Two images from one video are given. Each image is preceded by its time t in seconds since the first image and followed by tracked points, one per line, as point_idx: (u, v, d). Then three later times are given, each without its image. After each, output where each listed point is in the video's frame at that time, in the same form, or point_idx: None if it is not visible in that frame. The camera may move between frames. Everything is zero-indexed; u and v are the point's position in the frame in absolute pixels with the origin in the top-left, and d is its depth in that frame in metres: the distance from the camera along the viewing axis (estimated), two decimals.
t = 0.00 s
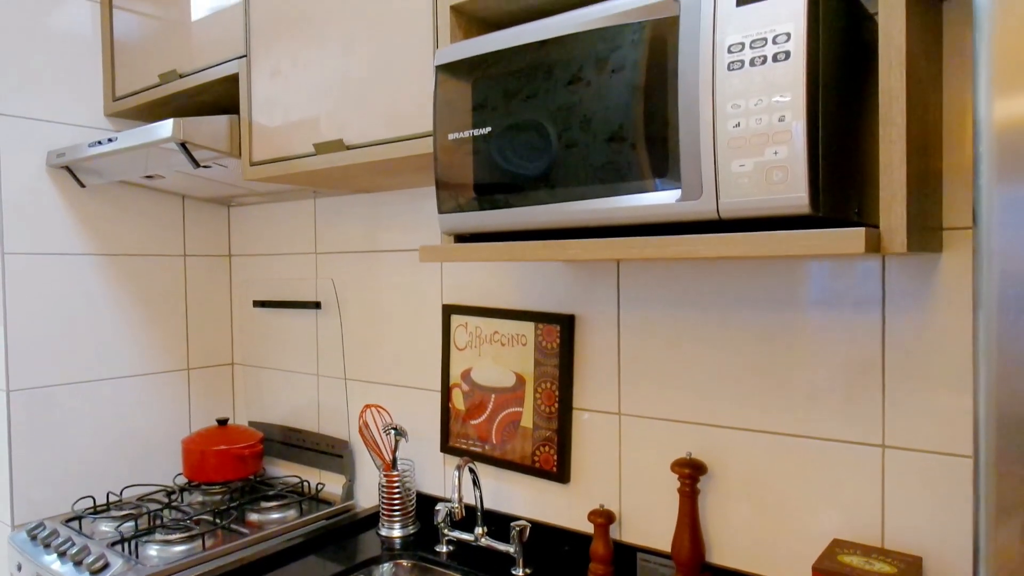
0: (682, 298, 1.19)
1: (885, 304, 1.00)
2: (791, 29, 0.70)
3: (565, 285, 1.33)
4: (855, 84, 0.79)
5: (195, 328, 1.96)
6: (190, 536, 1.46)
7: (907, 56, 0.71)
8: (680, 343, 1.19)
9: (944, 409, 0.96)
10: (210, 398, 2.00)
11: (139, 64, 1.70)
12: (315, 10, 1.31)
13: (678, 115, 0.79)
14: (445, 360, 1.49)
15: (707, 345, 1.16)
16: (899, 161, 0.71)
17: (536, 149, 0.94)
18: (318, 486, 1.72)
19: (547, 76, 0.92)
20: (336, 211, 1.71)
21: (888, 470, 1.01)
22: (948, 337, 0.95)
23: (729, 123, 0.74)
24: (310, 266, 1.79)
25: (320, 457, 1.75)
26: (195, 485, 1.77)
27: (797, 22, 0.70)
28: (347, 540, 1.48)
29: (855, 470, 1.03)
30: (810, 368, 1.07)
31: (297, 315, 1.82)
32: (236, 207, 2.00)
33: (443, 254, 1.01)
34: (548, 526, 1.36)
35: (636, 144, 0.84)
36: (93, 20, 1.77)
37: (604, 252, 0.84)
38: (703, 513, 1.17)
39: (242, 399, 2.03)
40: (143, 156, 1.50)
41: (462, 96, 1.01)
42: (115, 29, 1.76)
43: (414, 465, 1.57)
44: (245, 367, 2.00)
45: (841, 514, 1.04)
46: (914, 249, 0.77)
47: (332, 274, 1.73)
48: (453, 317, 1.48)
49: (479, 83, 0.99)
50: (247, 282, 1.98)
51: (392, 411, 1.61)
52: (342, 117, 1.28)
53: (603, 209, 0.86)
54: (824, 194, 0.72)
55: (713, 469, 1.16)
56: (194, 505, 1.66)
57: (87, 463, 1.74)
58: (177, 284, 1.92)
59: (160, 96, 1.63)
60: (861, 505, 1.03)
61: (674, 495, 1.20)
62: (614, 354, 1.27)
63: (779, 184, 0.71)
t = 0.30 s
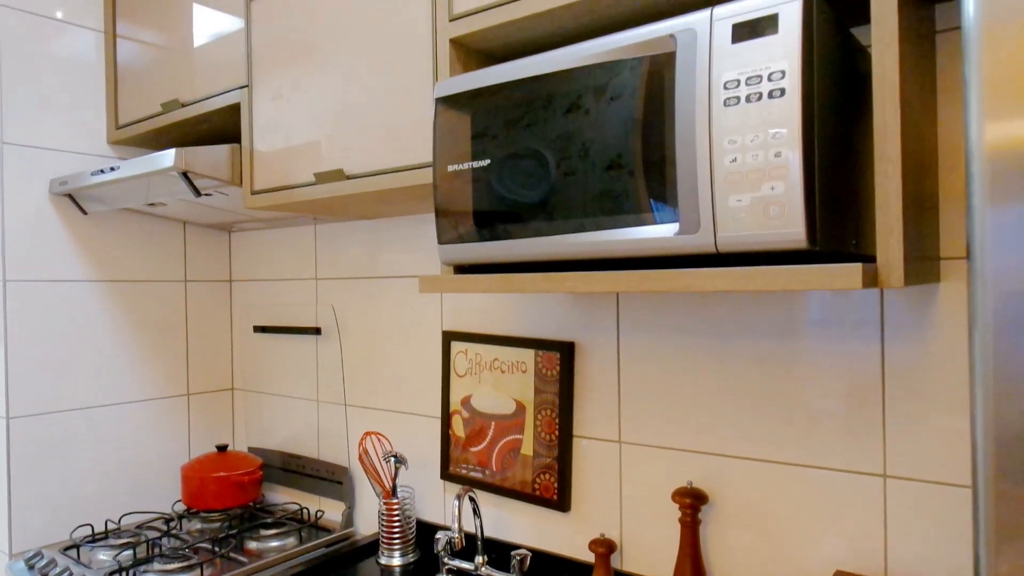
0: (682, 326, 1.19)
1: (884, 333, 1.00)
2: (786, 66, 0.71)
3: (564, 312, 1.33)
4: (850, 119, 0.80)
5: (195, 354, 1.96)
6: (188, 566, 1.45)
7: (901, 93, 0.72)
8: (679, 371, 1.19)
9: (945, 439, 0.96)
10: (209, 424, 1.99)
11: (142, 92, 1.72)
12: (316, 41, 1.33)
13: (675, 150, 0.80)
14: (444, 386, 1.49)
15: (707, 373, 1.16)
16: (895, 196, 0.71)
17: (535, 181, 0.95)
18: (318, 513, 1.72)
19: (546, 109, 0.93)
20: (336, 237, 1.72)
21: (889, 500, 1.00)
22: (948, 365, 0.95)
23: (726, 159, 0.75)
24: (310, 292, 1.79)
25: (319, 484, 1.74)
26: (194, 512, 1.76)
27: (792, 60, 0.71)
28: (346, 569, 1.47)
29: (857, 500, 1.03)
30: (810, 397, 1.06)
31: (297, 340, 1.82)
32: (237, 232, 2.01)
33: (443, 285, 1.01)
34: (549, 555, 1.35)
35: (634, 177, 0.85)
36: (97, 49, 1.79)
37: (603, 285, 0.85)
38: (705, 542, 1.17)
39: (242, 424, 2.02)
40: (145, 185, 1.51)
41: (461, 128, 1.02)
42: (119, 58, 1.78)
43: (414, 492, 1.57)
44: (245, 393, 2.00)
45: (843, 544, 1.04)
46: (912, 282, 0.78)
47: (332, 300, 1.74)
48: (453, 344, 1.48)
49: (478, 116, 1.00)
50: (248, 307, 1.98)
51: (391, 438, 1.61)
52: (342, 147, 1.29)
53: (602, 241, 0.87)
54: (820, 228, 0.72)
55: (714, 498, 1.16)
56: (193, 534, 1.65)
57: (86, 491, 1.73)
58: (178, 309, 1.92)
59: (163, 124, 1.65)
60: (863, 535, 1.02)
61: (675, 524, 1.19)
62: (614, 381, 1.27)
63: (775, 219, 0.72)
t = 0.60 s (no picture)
0: (686, 359, 1.19)
1: (889, 369, 1.00)
2: (786, 108, 0.72)
3: (568, 343, 1.33)
4: (851, 158, 0.81)
5: (199, 380, 1.96)
6: None
7: (902, 134, 0.73)
8: (683, 404, 1.19)
9: (952, 475, 0.95)
10: (212, 451, 1.99)
11: (151, 122, 1.74)
12: (324, 74, 1.34)
13: (678, 188, 0.80)
14: (448, 416, 1.48)
15: (712, 405, 1.16)
16: (897, 235, 0.71)
17: (539, 216, 0.95)
18: (320, 543, 1.72)
19: (549, 145, 0.94)
20: (341, 265, 1.73)
21: (896, 537, 0.99)
22: (953, 402, 0.95)
23: (728, 198, 0.75)
24: (314, 319, 1.80)
25: (321, 513, 1.73)
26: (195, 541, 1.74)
27: (793, 102, 0.72)
28: None
29: (863, 536, 1.01)
30: (815, 431, 1.06)
31: (301, 368, 1.83)
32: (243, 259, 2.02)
33: (446, 319, 1.01)
34: None
35: (637, 214, 0.85)
36: (107, 78, 1.82)
37: (607, 321, 0.85)
38: None
39: (245, 451, 2.02)
40: (152, 214, 1.53)
41: (466, 163, 1.03)
42: (129, 87, 1.80)
43: (416, 523, 1.55)
44: (248, 420, 2.00)
45: None
46: (915, 320, 0.78)
47: (337, 328, 1.74)
48: (456, 373, 1.47)
49: (482, 151, 1.01)
50: (252, 333, 1.99)
51: (394, 468, 1.60)
52: (348, 179, 1.30)
53: (606, 277, 0.87)
54: (823, 268, 0.72)
55: (719, 533, 1.15)
56: (193, 563, 1.64)
57: (87, 519, 1.72)
58: (183, 335, 1.93)
59: (171, 153, 1.67)
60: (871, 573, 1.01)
61: (679, 559, 1.18)
62: (617, 413, 1.27)
63: (777, 259, 0.72)
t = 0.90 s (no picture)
0: (684, 386, 1.19)
1: (887, 398, 1.00)
2: (783, 142, 0.73)
3: (567, 368, 1.33)
4: (848, 190, 0.82)
5: (197, 402, 1.96)
6: None
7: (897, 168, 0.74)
8: (682, 430, 1.19)
9: (952, 505, 0.95)
10: (209, 474, 1.98)
11: (154, 144, 1.75)
12: (326, 100, 1.36)
13: (676, 218, 0.81)
14: (446, 441, 1.48)
15: (710, 432, 1.16)
16: (894, 267, 0.72)
17: (538, 244, 0.96)
18: (316, 568, 1.71)
19: (549, 174, 0.95)
20: (341, 288, 1.73)
21: (896, 566, 0.98)
22: (952, 431, 0.95)
23: (726, 230, 0.76)
24: (314, 342, 1.80)
25: (318, 537, 1.72)
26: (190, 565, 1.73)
27: (789, 135, 0.73)
28: None
29: (863, 566, 1.01)
30: (815, 460, 1.06)
31: (299, 390, 1.82)
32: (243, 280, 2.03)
33: (445, 345, 1.01)
34: None
35: (636, 243, 0.86)
36: (111, 101, 1.84)
37: (606, 350, 0.85)
38: None
39: (242, 474, 2.00)
40: (153, 237, 1.53)
41: (466, 190, 1.04)
42: (133, 110, 1.82)
43: (414, 548, 1.54)
44: (245, 442, 1.99)
45: None
46: (913, 351, 0.78)
47: (336, 350, 1.74)
48: (455, 397, 1.47)
49: (483, 179, 1.02)
50: (251, 355, 1.99)
51: (392, 492, 1.60)
52: (349, 204, 1.31)
53: (605, 306, 0.87)
54: (821, 300, 0.73)
55: (719, 561, 1.14)
56: None
57: (82, 543, 1.71)
58: (182, 357, 1.93)
59: (173, 176, 1.68)
60: None
61: None
62: (616, 439, 1.26)
63: (775, 291, 0.73)
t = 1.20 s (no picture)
0: (686, 403, 1.19)
1: (889, 417, 1.00)
2: (783, 165, 0.73)
3: (569, 385, 1.33)
4: (847, 211, 0.82)
5: (199, 419, 1.96)
6: None
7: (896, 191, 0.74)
8: (684, 448, 1.19)
9: (954, 526, 0.95)
10: (210, 491, 1.97)
11: (156, 162, 1.76)
12: (329, 119, 1.37)
13: (677, 240, 0.82)
14: (448, 458, 1.48)
15: (712, 451, 1.16)
16: (894, 289, 0.72)
17: (539, 265, 0.96)
18: None
19: (550, 194, 0.95)
20: (343, 304, 1.74)
21: None
22: (954, 450, 0.95)
23: (727, 252, 0.77)
24: (315, 358, 1.80)
25: (319, 554, 1.71)
26: None
27: (788, 159, 0.73)
28: None
29: None
30: (817, 478, 1.06)
31: (301, 407, 1.82)
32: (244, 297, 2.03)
33: (446, 365, 1.02)
34: None
35: (637, 264, 0.86)
36: (114, 118, 1.85)
37: (607, 370, 0.85)
38: None
39: (243, 491, 2.00)
40: (156, 255, 1.54)
41: (467, 210, 1.04)
42: (136, 128, 1.83)
43: (416, 566, 1.53)
44: (246, 458, 1.99)
45: None
46: (914, 373, 0.78)
47: (337, 367, 1.74)
48: (457, 414, 1.47)
49: (483, 199, 1.03)
50: (252, 371, 1.99)
51: (394, 509, 1.59)
52: (350, 222, 1.31)
53: (606, 326, 0.88)
54: (821, 322, 0.73)
55: None
56: None
57: (82, 562, 1.70)
58: (183, 373, 1.93)
59: (175, 193, 1.69)
60: None
61: None
62: (618, 457, 1.26)
63: (776, 313, 0.73)
